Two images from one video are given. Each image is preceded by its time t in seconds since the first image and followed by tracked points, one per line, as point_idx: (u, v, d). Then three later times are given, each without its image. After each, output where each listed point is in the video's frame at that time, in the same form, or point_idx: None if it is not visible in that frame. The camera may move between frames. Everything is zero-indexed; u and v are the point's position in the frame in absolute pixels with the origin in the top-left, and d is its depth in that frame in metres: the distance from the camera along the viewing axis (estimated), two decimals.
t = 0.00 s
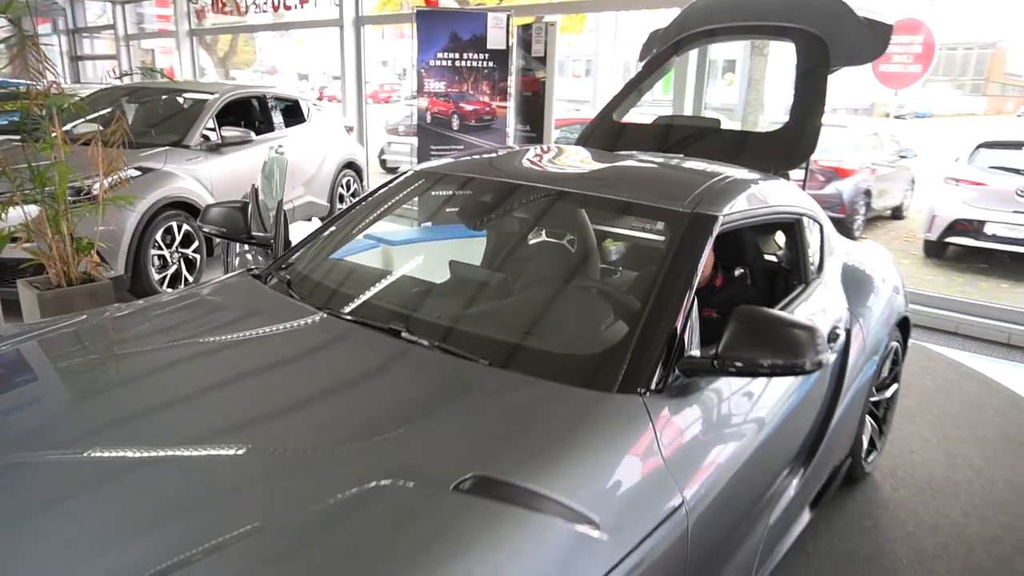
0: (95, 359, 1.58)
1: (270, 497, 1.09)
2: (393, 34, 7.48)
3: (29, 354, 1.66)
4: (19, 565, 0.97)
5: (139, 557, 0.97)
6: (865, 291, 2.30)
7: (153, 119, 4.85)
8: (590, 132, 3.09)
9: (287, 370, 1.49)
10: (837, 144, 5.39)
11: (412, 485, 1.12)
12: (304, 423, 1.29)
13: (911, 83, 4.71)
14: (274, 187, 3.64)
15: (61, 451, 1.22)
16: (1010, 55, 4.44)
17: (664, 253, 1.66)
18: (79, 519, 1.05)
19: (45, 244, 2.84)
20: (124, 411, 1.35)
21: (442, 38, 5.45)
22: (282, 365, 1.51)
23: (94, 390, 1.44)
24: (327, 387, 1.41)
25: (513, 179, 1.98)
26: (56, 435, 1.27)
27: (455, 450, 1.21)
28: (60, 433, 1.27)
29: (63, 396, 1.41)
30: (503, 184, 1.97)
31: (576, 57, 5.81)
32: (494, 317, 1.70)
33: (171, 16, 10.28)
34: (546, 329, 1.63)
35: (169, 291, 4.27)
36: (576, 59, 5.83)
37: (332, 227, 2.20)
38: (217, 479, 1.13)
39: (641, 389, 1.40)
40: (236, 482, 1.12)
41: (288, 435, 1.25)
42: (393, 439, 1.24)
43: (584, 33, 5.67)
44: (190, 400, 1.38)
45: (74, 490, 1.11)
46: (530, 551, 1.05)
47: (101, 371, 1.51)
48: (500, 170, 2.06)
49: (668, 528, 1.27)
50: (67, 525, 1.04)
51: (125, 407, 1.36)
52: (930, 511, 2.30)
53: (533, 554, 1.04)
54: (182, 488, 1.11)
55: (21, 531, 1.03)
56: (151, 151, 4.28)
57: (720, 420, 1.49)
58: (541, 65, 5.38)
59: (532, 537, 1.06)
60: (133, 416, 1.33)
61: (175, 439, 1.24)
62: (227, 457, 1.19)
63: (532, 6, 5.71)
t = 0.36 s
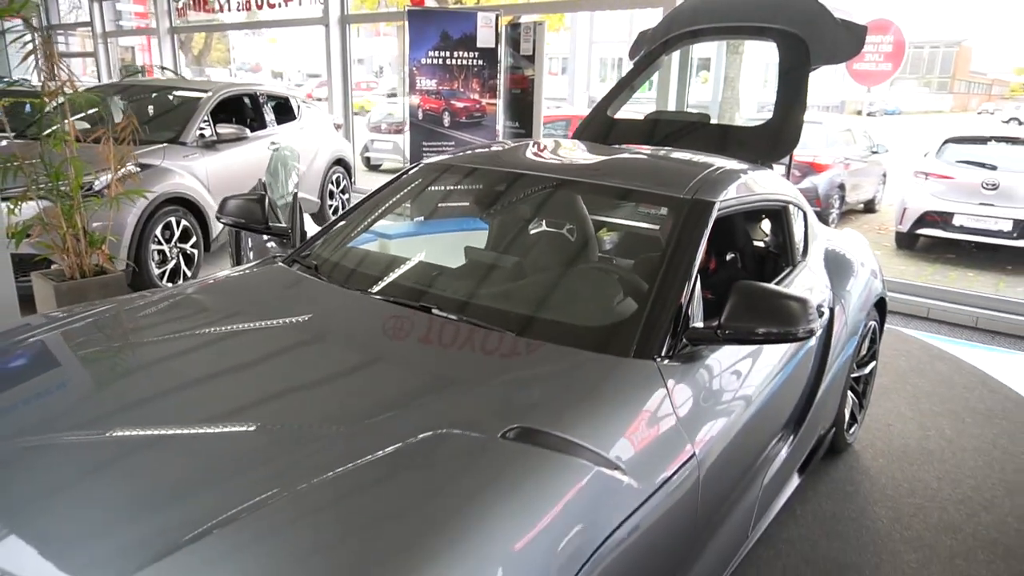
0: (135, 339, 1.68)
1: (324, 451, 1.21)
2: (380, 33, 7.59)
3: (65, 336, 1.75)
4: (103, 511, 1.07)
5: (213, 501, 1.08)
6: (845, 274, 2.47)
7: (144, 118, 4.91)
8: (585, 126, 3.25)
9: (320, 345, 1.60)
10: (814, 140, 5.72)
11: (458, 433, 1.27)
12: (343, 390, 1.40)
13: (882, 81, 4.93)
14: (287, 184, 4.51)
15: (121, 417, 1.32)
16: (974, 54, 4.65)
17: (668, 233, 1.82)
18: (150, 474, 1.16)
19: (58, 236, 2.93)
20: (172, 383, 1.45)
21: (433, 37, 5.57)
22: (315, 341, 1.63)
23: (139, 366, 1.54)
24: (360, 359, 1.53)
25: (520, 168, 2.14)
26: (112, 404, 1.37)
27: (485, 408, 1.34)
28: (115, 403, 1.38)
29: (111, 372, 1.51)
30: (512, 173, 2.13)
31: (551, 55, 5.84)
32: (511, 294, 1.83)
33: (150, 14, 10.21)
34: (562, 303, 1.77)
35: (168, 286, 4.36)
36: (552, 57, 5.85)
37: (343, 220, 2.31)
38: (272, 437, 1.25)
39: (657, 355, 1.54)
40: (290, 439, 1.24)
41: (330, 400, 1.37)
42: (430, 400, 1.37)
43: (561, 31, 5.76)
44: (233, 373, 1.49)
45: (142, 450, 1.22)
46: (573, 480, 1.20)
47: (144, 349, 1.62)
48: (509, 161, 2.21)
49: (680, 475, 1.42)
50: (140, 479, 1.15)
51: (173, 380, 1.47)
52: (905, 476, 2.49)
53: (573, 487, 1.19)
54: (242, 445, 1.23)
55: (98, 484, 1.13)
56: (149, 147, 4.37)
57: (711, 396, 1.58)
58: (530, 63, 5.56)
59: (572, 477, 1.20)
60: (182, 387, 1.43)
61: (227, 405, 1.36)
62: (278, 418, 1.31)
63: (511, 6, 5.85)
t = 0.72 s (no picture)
0: (177, 318, 1.79)
1: (369, 411, 1.32)
2: (377, 30, 7.67)
3: (103, 318, 1.84)
4: (174, 466, 1.19)
5: (274, 455, 1.20)
6: (842, 257, 2.60)
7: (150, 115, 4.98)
8: (589, 117, 3.36)
9: (353, 321, 1.71)
10: (808, 132, 5.78)
11: (493, 390, 1.39)
12: (380, 359, 1.51)
13: (874, 73, 5.10)
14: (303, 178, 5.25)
15: (175, 386, 1.43)
16: (963, 47, 4.84)
17: (679, 214, 1.94)
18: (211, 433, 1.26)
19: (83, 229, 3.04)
20: (218, 355, 1.56)
21: (437, 33, 5.72)
22: (348, 317, 1.73)
23: (184, 341, 1.64)
24: (392, 332, 1.64)
25: (536, 159, 2.27)
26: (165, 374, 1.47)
27: (514, 373, 1.45)
28: (167, 374, 1.48)
29: (158, 347, 1.62)
30: (526, 161, 2.26)
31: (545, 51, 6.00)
32: (532, 272, 1.94)
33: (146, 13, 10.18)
34: (580, 280, 1.88)
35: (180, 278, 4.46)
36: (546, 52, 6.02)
37: (358, 214, 2.39)
38: (318, 400, 1.36)
39: (675, 324, 1.66)
40: (337, 401, 1.35)
41: (368, 368, 1.48)
42: (463, 366, 1.48)
43: (553, 28, 5.85)
44: (274, 346, 1.60)
45: (193, 415, 1.32)
46: (602, 432, 1.33)
47: (186, 327, 1.72)
48: (523, 151, 2.34)
49: (693, 435, 1.54)
50: (203, 437, 1.26)
51: (213, 354, 1.57)
52: (900, 448, 2.62)
53: (599, 439, 1.32)
54: (293, 407, 1.33)
55: (150, 449, 1.22)
56: (161, 143, 4.47)
57: (719, 366, 1.69)
58: (531, 59, 5.72)
59: (600, 430, 1.33)
60: (228, 359, 1.54)
61: (274, 373, 1.46)
62: (323, 384, 1.41)
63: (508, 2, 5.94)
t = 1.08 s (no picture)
0: (214, 298, 1.92)
1: (402, 373, 1.45)
2: (377, 30, 7.77)
3: (132, 305, 1.95)
4: (208, 429, 1.30)
5: (321, 410, 1.33)
6: (838, 242, 2.73)
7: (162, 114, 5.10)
8: (593, 111, 3.49)
9: (380, 298, 1.84)
10: (806, 128, 6.02)
11: (513, 351, 1.53)
12: (407, 330, 1.64)
13: (870, 68, 5.13)
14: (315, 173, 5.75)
15: (220, 355, 1.56)
16: (960, 44, 4.92)
17: (682, 198, 2.08)
18: (259, 393, 1.39)
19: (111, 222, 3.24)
20: (256, 328, 1.69)
21: (442, 33, 5.89)
22: (374, 295, 1.86)
23: (223, 318, 1.77)
24: (417, 308, 1.77)
25: (547, 149, 2.40)
26: (204, 349, 1.60)
27: (532, 341, 1.58)
28: (211, 346, 1.61)
29: (200, 324, 1.75)
30: (536, 151, 2.39)
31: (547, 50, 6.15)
32: (544, 254, 2.07)
33: (151, 15, 10.25)
34: (591, 260, 2.01)
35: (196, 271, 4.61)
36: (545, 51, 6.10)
37: (374, 207, 2.52)
38: (355, 364, 1.49)
39: (680, 297, 1.79)
40: (372, 365, 1.48)
41: (397, 338, 1.61)
42: (471, 342, 1.58)
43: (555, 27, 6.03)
44: (308, 321, 1.73)
45: (219, 387, 1.43)
46: (616, 390, 1.47)
47: (220, 308, 1.85)
48: (533, 143, 2.47)
49: (698, 398, 1.67)
50: (252, 398, 1.38)
51: (240, 332, 1.68)
52: (892, 423, 2.75)
53: (614, 396, 1.46)
54: (331, 371, 1.46)
55: (181, 419, 1.33)
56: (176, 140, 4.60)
57: (721, 337, 1.82)
58: (535, 56, 5.76)
59: (613, 390, 1.46)
60: (263, 334, 1.66)
61: (311, 343, 1.59)
62: (357, 353, 1.54)
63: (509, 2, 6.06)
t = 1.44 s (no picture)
0: (240, 279, 2.07)
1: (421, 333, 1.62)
2: (394, 28, 7.96)
3: (169, 284, 2.12)
4: (243, 382, 1.41)
5: (350, 361, 1.48)
6: (833, 227, 2.87)
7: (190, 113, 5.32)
8: (601, 104, 3.65)
9: (402, 273, 2.01)
10: (815, 121, 6.13)
11: (522, 314, 1.70)
12: (427, 299, 1.81)
13: (876, 61, 5.21)
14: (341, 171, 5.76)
15: (257, 325, 1.68)
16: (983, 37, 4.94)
17: (679, 182, 2.24)
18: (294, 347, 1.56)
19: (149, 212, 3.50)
20: (290, 298, 1.86)
21: (458, 31, 6.07)
22: (397, 271, 2.04)
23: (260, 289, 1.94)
24: (436, 281, 1.94)
25: (554, 140, 2.58)
26: (238, 322, 1.71)
27: (539, 308, 1.74)
28: (245, 318, 1.74)
29: (239, 295, 1.93)
30: (545, 142, 2.57)
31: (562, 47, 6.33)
32: (551, 234, 2.24)
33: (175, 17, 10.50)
34: (594, 239, 2.18)
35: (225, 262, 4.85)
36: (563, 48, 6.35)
37: (392, 197, 2.70)
38: (380, 326, 1.65)
39: (675, 271, 1.95)
40: (395, 326, 1.65)
41: (418, 305, 1.77)
42: (482, 312, 1.71)
43: (571, 24, 6.21)
44: (336, 292, 1.90)
45: (251, 353, 1.53)
46: (615, 351, 1.63)
47: (250, 287, 1.98)
48: (541, 134, 2.65)
49: (689, 360, 1.83)
50: (280, 353, 1.53)
51: (270, 305, 1.84)
52: (886, 400, 2.88)
53: (614, 354, 1.62)
54: (360, 335, 1.60)
55: (218, 375, 1.45)
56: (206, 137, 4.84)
57: (713, 309, 1.98)
58: (549, 53, 5.96)
59: (611, 349, 1.62)
60: (294, 309, 1.79)
61: (336, 313, 1.74)
62: (380, 318, 1.70)
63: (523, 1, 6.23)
